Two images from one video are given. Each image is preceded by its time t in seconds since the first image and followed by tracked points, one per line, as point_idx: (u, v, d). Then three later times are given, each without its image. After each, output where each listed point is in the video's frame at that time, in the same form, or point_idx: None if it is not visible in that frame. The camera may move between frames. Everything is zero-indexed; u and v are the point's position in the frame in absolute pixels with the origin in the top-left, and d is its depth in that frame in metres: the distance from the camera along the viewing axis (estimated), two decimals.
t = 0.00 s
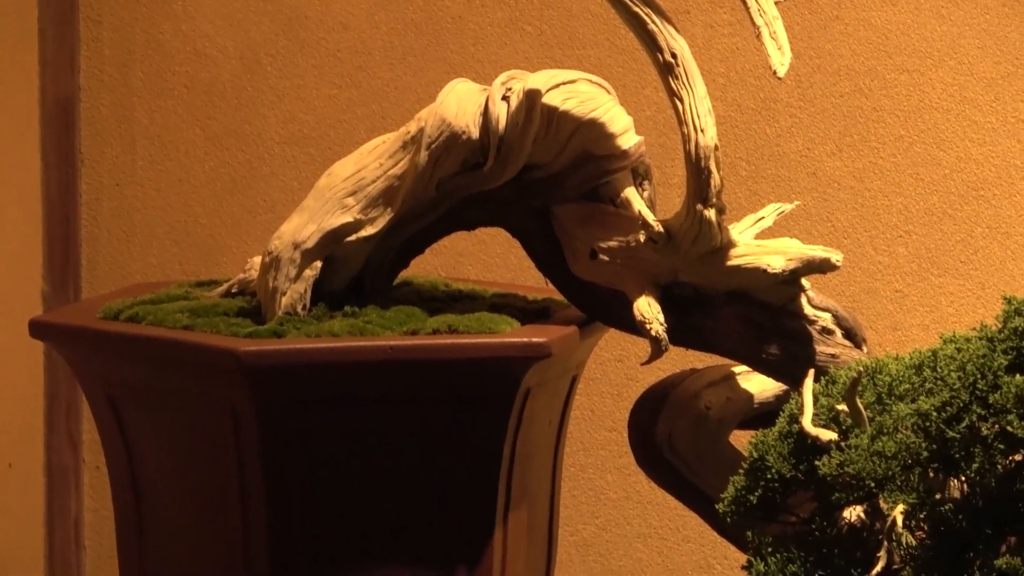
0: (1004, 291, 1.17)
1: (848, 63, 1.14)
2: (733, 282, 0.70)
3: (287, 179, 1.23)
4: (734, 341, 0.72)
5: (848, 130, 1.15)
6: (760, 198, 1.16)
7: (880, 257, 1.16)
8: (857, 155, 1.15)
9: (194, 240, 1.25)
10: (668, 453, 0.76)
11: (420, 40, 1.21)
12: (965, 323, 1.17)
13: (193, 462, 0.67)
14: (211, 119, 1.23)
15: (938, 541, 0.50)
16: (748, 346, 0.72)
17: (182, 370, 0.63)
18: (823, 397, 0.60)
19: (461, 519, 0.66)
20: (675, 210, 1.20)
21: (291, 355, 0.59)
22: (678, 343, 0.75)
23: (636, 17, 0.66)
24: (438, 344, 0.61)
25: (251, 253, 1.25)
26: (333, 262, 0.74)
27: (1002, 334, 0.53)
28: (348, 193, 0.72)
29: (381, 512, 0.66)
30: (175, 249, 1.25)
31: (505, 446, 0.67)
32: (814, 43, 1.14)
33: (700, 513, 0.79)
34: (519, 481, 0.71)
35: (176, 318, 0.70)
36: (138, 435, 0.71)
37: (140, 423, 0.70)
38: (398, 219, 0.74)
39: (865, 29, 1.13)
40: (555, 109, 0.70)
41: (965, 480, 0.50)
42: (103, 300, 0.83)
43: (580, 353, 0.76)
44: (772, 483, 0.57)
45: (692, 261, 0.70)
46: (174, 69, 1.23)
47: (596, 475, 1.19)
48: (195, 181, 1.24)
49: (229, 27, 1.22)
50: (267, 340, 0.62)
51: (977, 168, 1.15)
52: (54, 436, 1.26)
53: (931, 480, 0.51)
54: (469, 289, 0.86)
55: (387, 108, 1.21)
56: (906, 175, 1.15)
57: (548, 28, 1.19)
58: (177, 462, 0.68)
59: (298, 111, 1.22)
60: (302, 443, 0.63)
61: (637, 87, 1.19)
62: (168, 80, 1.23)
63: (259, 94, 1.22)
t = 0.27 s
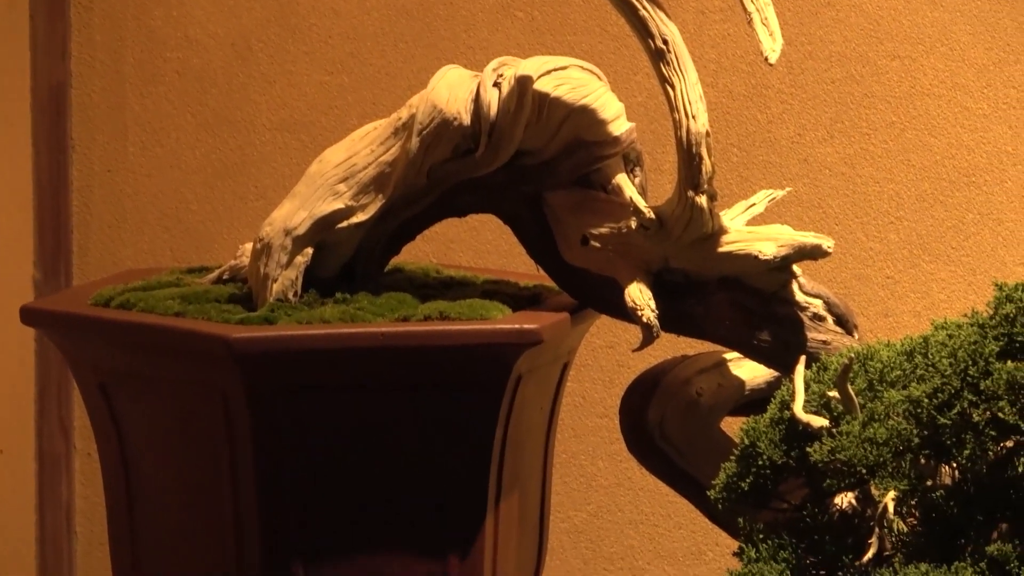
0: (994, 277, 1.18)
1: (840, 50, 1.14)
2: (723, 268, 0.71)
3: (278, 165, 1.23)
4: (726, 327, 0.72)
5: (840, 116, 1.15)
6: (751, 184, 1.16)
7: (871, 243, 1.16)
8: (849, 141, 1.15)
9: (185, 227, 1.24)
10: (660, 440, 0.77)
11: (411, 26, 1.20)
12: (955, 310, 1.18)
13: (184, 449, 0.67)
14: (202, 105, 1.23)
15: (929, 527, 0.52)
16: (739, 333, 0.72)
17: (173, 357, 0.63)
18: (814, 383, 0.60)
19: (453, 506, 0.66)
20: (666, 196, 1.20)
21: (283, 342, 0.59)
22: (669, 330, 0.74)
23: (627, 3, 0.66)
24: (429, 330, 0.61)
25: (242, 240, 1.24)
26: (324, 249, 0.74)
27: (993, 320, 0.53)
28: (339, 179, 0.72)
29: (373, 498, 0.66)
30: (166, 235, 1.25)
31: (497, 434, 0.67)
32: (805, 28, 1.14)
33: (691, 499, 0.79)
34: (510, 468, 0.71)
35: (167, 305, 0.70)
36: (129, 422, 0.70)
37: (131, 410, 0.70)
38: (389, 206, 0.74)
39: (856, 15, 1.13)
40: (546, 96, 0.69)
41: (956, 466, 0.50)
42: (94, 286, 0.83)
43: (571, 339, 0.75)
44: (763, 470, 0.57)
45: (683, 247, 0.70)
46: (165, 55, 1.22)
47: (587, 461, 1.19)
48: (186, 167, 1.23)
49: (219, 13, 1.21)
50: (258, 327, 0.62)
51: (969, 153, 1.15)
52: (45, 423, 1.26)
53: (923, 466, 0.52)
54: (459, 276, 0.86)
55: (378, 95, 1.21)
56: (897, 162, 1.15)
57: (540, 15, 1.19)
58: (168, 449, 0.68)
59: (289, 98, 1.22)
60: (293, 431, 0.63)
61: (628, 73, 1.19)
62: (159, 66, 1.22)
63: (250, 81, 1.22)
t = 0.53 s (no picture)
0: (983, 264, 1.17)
1: (830, 36, 1.14)
2: (712, 254, 0.71)
3: (268, 151, 1.22)
4: (715, 314, 0.72)
5: (830, 102, 1.14)
6: (741, 170, 1.16)
7: (860, 229, 1.17)
8: (838, 127, 1.15)
9: (175, 212, 1.24)
10: (650, 427, 0.77)
11: (401, 12, 1.19)
12: (945, 295, 1.17)
13: (174, 435, 0.66)
14: (191, 91, 1.22)
15: (918, 512, 0.52)
16: (729, 319, 0.72)
17: (163, 344, 0.62)
18: (804, 369, 0.60)
19: (443, 493, 0.66)
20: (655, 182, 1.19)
21: (273, 328, 0.59)
22: (659, 316, 0.75)
23: None
24: (419, 317, 0.61)
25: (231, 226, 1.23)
26: (314, 235, 0.73)
27: (983, 307, 0.53)
28: (328, 165, 0.72)
29: (364, 485, 0.66)
30: (155, 221, 1.24)
31: (487, 420, 0.67)
32: (795, 15, 1.13)
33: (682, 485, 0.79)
34: (500, 454, 0.71)
35: (156, 290, 0.70)
36: (118, 409, 0.70)
37: (120, 397, 0.69)
38: (379, 192, 0.74)
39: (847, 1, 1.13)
40: (536, 82, 0.69)
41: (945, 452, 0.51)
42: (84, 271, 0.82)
43: (561, 325, 0.76)
44: (753, 456, 0.57)
45: (673, 233, 0.70)
46: (155, 41, 1.21)
47: (576, 447, 1.19)
48: (176, 153, 1.23)
49: None
50: (247, 312, 0.62)
51: (957, 137, 1.15)
52: (35, 409, 1.25)
53: (912, 453, 0.52)
54: (449, 262, 0.85)
55: (368, 81, 1.20)
56: (886, 148, 1.15)
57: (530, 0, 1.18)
58: (157, 436, 0.67)
59: (279, 84, 1.21)
60: (284, 416, 0.63)
61: (618, 58, 1.18)
62: (149, 52, 1.21)
63: (239, 66, 1.21)
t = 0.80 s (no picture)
0: (970, 250, 1.16)
1: (817, 22, 1.13)
2: (699, 240, 0.71)
3: (255, 137, 1.21)
4: (702, 300, 0.72)
5: (817, 88, 1.14)
6: (728, 156, 1.16)
7: (847, 215, 1.17)
8: (824, 113, 1.15)
9: (162, 198, 1.23)
10: (637, 414, 0.77)
11: None
12: (932, 281, 1.17)
13: (162, 421, 0.66)
14: (178, 77, 1.21)
15: (905, 499, 0.53)
16: (716, 305, 0.72)
17: (150, 330, 0.62)
18: (791, 355, 0.60)
19: (432, 479, 0.66)
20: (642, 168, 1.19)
21: (260, 314, 0.59)
22: (646, 302, 0.75)
23: None
24: (408, 304, 0.61)
25: (218, 212, 1.23)
26: (301, 221, 0.73)
27: (969, 293, 0.53)
28: (315, 151, 0.71)
29: (351, 472, 0.65)
30: (142, 207, 1.23)
31: (475, 406, 0.67)
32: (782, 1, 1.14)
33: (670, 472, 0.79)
34: (487, 440, 0.71)
35: (144, 276, 0.69)
36: (105, 396, 0.70)
37: (107, 383, 0.69)
38: (366, 178, 0.73)
39: None
40: (522, 68, 0.68)
41: (932, 441, 0.52)
42: (73, 257, 0.82)
43: (548, 311, 0.75)
44: (740, 442, 0.57)
45: (660, 220, 0.70)
46: (142, 27, 1.20)
47: (563, 433, 1.20)
48: (163, 139, 1.22)
49: None
50: (234, 298, 0.62)
51: (944, 123, 1.14)
52: (21, 394, 1.25)
53: (899, 439, 0.52)
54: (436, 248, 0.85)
55: (355, 67, 1.19)
56: (874, 134, 1.15)
57: None
58: (145, 423, 0.67)
59: (266, 70, 1.20)
60: (272, 403, 0.63)
61: (605, 44, 1.18)
62: (136, 39, 1.21)
63: (226, 52, 1.20)
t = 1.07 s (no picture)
0: (954, 237, 1.17)
1: (802, 9, 1.13)
2: (684, 227, 0.71)
3: (239, 124, 1.20)
4: (687, 287, 0.72)
5: (801, 75, 1.14)
6: (712, 143, 1.16)
7: (832, 203, 1.17)
8: (809, 100, 1.15)
9: (145, 185, 1.22)
10: (620, 399, 0.77)
11: None
12: (917, 269, 1.18)
13: (146, 409, 0.66)
14: (162, 64, 1.20)
15: (890, 486, 0.53)
16: (700, 292, 0.72)
17: (135, 319, 0.62)
18: (775, 342, 0.61)
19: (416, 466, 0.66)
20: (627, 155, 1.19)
21: (243, 301, 0.59)
22: (631, 289, 0.75)
23: None
24: (392, 291, 0.60)
25: (202, 199, 1.22)
26: (285, 207, 0.72)
27: (954, 280, 0.54)
28: (299, 138, 0.71)
29: (335, 459, 0.65)
30: (127, 194, 1.22)
31: (458, 394, 0.67)
32: None
33: (654, 458, 0.79)
34: (471, 427, 0.70)
35: (128, 264, 0.69)
36: (90, 384, 0.69)
37: (92, 371, 0.68)
38: (350, 165, 0.73)
39: None
40: (507, 55, 0.68)
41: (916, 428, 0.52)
42: (56, 244, 0.81)
43: (532, 298, 0.75)
44: (724, 429, 0.57)
45: (645, 207, 0.70)
46: (125, 13, 1.19)
47: (547, 421, 1.20)
48: (147, 126, 1.21)
49: None
50: (219, 286, 0.62)
51: (931, 111, 1.14)
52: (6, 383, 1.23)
53: (884, 426, 0.52)
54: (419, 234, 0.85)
55: (339, 54, 1.18)
56: (858, 121, 1.15)
57: None
58: (130, 412, 0.67)
59: (250, 57, 1.19)
60: (253, 390, 0.63)
61: (589, 31, 1.17)
62: (120, 25, 1.19)
63: (210, 39, 1.19)
